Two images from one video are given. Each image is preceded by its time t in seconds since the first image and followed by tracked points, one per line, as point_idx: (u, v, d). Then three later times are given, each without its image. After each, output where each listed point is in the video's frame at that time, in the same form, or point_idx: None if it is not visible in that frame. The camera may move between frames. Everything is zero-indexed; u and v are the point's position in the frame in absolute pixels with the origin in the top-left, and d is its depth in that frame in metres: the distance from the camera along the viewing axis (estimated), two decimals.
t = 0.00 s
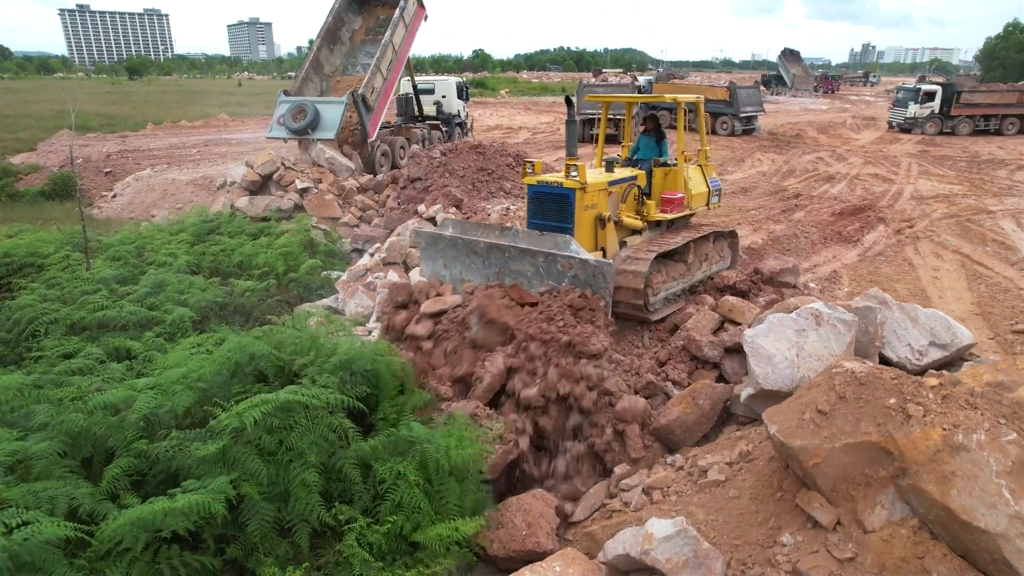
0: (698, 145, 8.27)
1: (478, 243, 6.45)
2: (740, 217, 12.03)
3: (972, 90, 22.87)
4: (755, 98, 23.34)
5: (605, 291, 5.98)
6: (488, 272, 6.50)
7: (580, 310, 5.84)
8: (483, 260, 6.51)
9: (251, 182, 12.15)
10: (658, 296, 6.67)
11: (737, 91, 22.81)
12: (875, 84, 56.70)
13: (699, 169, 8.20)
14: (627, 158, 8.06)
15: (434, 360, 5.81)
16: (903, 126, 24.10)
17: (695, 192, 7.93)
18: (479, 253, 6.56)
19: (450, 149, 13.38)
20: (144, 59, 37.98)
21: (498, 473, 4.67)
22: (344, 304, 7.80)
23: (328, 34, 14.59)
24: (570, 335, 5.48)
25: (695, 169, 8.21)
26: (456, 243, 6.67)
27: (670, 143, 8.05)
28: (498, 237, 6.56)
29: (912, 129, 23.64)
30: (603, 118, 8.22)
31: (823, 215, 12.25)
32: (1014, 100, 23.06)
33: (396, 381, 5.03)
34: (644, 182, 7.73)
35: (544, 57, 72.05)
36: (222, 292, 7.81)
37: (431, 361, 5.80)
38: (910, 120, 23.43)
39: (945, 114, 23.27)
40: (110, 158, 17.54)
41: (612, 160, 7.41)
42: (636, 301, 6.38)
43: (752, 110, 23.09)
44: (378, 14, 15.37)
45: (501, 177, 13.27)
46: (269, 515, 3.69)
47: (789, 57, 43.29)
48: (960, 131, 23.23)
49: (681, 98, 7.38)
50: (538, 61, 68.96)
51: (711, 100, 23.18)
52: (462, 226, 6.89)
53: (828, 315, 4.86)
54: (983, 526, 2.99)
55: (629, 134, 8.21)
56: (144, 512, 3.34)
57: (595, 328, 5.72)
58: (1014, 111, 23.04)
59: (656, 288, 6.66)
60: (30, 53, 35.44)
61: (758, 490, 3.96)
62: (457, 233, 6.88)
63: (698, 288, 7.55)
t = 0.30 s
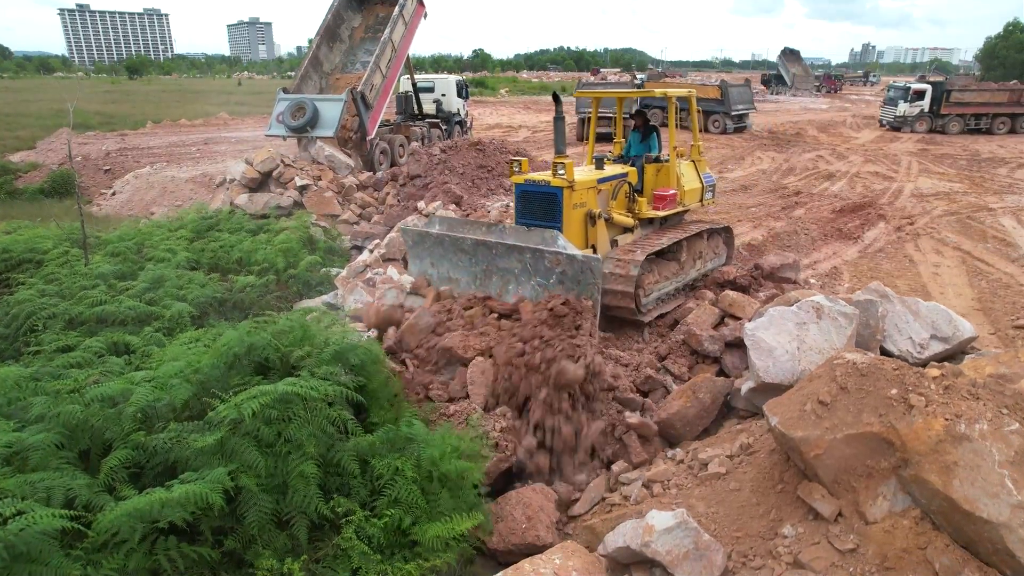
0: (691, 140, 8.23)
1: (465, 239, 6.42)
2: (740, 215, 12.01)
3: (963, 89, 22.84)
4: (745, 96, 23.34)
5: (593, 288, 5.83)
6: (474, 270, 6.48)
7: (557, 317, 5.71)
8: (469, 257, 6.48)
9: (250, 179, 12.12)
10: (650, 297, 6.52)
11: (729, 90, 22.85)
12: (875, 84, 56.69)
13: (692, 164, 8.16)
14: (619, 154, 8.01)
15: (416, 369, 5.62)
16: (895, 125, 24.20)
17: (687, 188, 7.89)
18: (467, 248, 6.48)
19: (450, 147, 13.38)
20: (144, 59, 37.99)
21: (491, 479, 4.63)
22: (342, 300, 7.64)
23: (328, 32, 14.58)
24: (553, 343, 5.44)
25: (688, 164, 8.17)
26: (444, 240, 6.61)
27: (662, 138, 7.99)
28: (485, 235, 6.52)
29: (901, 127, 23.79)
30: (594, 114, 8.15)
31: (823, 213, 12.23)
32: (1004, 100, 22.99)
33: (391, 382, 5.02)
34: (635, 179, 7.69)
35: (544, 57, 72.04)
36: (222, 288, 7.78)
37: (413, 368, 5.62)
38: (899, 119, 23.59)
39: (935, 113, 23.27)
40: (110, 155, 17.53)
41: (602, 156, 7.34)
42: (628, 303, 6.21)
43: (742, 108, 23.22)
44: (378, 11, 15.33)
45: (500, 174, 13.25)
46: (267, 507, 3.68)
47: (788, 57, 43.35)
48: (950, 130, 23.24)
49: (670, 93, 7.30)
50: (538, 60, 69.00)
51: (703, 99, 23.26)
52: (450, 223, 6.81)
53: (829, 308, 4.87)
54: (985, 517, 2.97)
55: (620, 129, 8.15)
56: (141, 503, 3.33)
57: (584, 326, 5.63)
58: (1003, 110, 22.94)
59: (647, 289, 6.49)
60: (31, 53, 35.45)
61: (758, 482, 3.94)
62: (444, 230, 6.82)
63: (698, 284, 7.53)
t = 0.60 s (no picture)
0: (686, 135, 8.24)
1: (459, 225, 6.37)
2: (741, 212, 12.01)
3: (952, 87, 22.89)
4: (735, 94, 23.46)
5: (589, 271, 5.77)
6: (469, 257, 6.45)
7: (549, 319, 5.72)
8: (465, 242, 6.45)
9: (250, 176, 12.10)
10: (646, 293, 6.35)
11: (719, 88, 22.92)
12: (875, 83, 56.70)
13: (687, 160, 8.17)
14: (614, 150, 8.00)
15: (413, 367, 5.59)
16: (884, 122, 24.28)
17: (683, 184, 7.89)
18: (463, 234, 6.43)
19: (450, 144, 13.37)
20: (144, 58, 37.89)
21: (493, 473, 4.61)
22: (343, 295, 7.49)
23: (327, 29, 14.56)
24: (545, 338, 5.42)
25: (683, 160, 8.17)
26: (439, 227, 6.56)
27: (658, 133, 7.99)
28: (479, 218, 6.41)
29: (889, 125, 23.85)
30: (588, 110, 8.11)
31: (824, 210, 12.22)
32: (995, 99, 23.00)
33: (389, 379, 5.02)
34: (630, 175, 7.68)
35: (544, 57, 72.02)
36: (222, 284, 7.77)
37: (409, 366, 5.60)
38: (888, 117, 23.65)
39: (923, 110, 23.34)
40: (110, 153, 17.52)
41: (597, 151, 7.31)
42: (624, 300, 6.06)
43: (733, 106, 23.35)
44: (378, 9, 15.31)
45: (500, 171, 13.25)
46: (267, 498, 3.67)
47: (788, 56, 43.41)
48: (939, 129, 23.27)
49: (666, 88, 7.27)
50: (539, 60, 68.99)
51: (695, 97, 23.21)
52: (443, 207, 6.66)
53: (830, 300, 4.85)
54: (987, 504, 2.97)
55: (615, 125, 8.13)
56: (141, 492, 3.32)
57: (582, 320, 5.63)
58: (993, 109, 22.92)
59: (644, 285, 6.33)
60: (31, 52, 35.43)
61: (760, 473, 3.93)
62: (438, 215, 6.68)
63: (698, 280, 7.51)
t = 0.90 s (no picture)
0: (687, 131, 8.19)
1: (459, 215, 6.30)
2: (741, 209, 11.99)
3: (942, 85, 22.93)
4: (726, 91, 23.57)
5: (589, 262, 5.71)
6: (468, 248, 6.36)
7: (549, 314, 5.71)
8: (464, 234, 6.38)
9: (250, 174, 12.07)
10: (646, 288, 6.31)
11: (711, 85, 22.92)
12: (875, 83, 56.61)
13: (687, 156, 8.15)
14: (614, 146, 7.98)
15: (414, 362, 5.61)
16: (876, 121, 24.23)
17: (683, 180, 7.86)
18: (462, 225, 6.34)
19: (450, 142, 13.36)
20: (144, 57, 37.87)
21: (494, 466, 4.59)
22: (344, 290, 7.49)
23: (328, 27, 14.56)
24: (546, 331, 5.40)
25: (683, 156, 8.15)
26: (438, 217, 6.47)
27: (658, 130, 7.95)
28: (479, 208, 6.34)
29: (879, 123, 24.00)
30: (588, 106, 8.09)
31: (824, 207, 12.21)
32: (986, 96, 22.94)
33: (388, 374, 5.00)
34: (631, 170, 7.66)
35: (544, 57, 72.00)
36: (221, 279, 7.75)
37: (410, 361, 5.63)
38: (877, 115, 23.86)
39: (913, 109, 23.50)
40: (110, 151, 17.50)
41: (597, 145, 7.29)
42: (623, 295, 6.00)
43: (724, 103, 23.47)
44: (378, 7, 15.30)
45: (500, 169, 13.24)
46: (267, 489, 3.66)
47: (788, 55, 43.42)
48: (929, 126, 23.30)
49: (666, 83, 7.22)
50: (539, 60, 68.99)
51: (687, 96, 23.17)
52: (443, 198, 6.58)
53: (831, 293, 4.84)
54: (990, 493, 2.96)
55: (615, 121, 8.11)
56: (141, 482, 3.31)
57: (579, 312, 5.54)
58: (984, 107, 22.85)
59: (643, 280, 6.29)
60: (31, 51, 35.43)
61: (761, 465, 3.91)
62: (438, 206, 6.60)
63: (699, 276, 7.50)
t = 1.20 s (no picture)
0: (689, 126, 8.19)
1: (462, 215, 6.11)
2: (742, 207, 11.99)
3: (931, 84, 23.01)
4: (719, 90, 23.82)
5: (593, 260, 5.53)
6: (472, 248, 6.16)
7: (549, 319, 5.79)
8: (467, 233, 6.18)
9: (250, 172, 12.06)
10: (649, 286, 6.35)
11: (702, 84, 22.94)
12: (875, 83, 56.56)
13: (690, 151, 8.13)
14: (616, 143, 7.97)
15: (414, 359, 5.62)
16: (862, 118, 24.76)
17: (685, 176, 7.86)
18: (465, 224, 6.16)
19: (451, 140, 13.36)
20: (145, 57, 37.86)
21: (496, 462, 4.59)
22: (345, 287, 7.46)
23: (329, 26, 14.55)
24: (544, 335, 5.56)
25: (686, 151, 8.14)
26: (441, 217, 6.28)
27: (659, 126, 7.96)
28: (483, 208, 6.15)
29: (868, 122, 24.16)
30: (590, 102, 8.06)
31: (825, 205, 12.21)
32: (977, 96, 22.86)
33: (390, 371, 5.00)
34: (633, 167, 7.64)
35: (544, 56, 71.96)
36: (223, 276, 7.73)
37: (410, 358, 5.64)
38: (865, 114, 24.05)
39: (903, 108, 23.61)
40: (110, 150, 17.50)
41: (599, 143, 7.28)
42: (625, 292, 6.00)
43: (717, 102, 23.71)
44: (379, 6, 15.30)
45: (500, 167, 13.24)
46: (269, 484, 3.66)
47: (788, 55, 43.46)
48: (918, 125, 23.43)
49: (667, 80, 7.21)
50: (539, 59, 68.98)
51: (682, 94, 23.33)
52: (446, 198, 6.37)
53: (833, 289, 4.83)
54: (994, 486, 2.96)
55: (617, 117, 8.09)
56: (143, 476, 3.31)
57: (582, 309, 5.43)
58: (974, 107, 22.77)
59: (646, 278, 6.32)
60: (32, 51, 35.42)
61: (764, 460, 3.90)
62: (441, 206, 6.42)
63: (701, 272, 7.49)
